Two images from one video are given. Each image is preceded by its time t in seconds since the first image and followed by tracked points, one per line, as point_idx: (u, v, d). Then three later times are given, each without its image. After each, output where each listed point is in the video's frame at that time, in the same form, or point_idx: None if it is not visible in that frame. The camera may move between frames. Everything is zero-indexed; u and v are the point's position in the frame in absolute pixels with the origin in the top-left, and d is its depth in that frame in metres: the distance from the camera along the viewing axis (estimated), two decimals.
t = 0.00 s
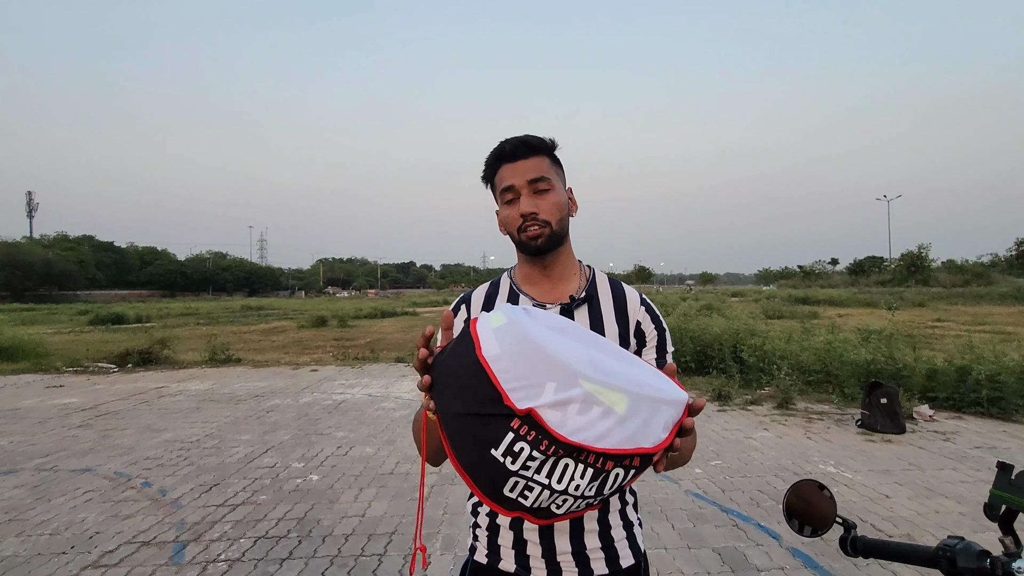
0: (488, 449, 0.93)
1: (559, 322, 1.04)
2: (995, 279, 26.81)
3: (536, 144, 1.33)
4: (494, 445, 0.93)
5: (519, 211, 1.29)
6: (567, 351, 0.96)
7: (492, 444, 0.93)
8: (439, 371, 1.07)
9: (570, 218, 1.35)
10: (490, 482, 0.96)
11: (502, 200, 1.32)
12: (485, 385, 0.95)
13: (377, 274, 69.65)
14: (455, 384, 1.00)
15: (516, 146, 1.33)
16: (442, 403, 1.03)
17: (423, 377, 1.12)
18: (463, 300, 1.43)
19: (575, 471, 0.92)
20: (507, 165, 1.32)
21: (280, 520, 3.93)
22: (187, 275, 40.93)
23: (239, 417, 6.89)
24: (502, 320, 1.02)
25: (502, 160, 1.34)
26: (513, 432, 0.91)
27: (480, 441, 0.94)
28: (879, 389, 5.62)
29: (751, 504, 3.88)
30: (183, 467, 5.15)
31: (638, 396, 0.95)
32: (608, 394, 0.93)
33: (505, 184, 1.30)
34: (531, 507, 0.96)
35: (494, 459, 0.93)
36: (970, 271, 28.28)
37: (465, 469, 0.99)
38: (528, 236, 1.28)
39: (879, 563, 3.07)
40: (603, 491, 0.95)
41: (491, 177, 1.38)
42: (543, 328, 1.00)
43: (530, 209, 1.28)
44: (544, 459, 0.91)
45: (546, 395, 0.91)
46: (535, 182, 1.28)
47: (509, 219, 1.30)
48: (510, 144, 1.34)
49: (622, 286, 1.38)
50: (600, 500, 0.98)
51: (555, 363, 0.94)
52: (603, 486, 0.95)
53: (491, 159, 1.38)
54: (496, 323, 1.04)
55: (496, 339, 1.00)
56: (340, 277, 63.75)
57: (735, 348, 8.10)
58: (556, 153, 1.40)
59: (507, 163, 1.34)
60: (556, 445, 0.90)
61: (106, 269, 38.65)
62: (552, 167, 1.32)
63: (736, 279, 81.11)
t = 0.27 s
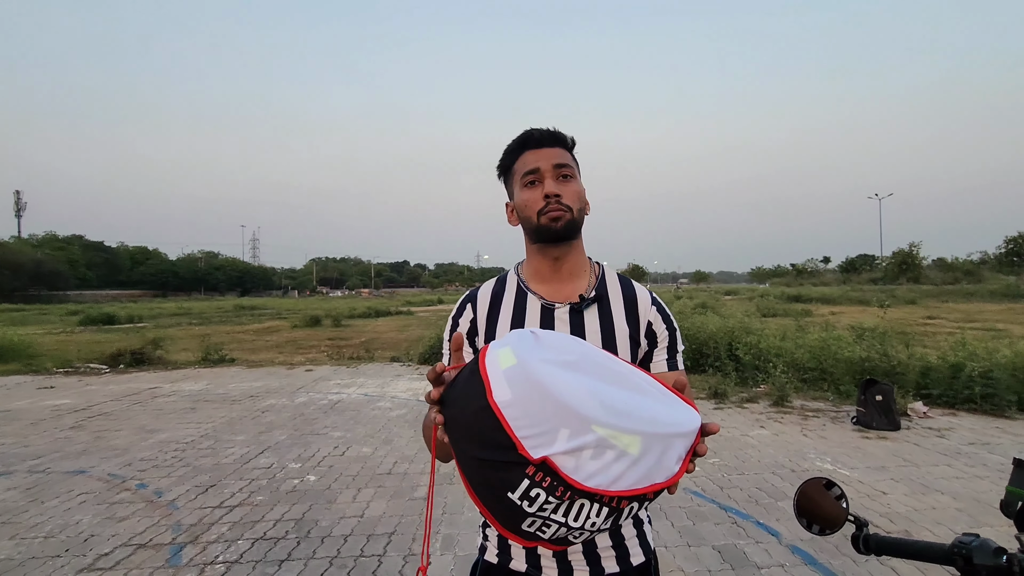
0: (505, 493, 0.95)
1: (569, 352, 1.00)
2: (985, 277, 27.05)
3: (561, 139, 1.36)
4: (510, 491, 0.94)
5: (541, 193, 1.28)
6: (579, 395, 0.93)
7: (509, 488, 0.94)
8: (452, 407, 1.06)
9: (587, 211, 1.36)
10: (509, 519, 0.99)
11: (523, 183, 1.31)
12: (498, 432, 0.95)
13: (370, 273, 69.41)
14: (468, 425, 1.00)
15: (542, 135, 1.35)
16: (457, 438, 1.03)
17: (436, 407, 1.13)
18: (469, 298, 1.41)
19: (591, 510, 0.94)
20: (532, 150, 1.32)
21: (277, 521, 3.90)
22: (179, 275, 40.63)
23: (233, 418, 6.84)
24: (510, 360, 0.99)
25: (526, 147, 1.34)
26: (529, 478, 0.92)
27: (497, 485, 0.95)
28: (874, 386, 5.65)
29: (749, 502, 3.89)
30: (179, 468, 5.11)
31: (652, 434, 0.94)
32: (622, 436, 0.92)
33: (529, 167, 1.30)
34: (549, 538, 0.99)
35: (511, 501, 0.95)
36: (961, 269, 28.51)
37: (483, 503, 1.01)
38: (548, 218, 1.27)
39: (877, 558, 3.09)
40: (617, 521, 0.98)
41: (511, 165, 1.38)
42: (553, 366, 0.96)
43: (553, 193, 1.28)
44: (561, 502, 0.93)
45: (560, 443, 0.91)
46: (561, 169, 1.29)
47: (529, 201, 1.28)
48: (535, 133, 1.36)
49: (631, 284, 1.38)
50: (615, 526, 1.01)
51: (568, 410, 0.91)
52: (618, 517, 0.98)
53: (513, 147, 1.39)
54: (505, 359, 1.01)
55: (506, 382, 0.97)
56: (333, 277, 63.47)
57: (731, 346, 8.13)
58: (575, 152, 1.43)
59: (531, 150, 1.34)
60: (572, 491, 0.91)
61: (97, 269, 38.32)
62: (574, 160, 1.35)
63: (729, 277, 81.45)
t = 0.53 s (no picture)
0: (513, 496, 0.95)
1: (565, 356, 1.00)
2: (970, 275, 27.40)
3: (578, 131, 1.34)
4: (517, 495, 0.94)
5: (554, 188, 1.27)
6: (578, 396, 0.93)
7: (517, 493, 0.94)
8: (453, 421, 1.06)
9: (598, 210, 1.35)
10: (519, 524, 0.98)
11: (536, 175, 1.29)
12: (502, 438, 0.94)
13: (360, 272, 69.08)
14: (471, 434, 1.00)
15: (560, 127, 1.33)
16: (460, 449, 1.03)
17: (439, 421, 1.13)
18: (472, 296, 1.41)
19: (598, 507, 0.94)
20: (547, 142, 1.31)
21: (271, 522, 3.87)
22: (167, 274, 40.21)
23: (225, 418, 6.78)
24: (508, 368, 0.99)
25: (542, 138, 1.32)
26: (535, 482, 0.92)
27: (504, 490, 0.95)
28: (864, 383, 5.70)
29: (743, 498, 3.91)
30: (170, 469, 5.06)
31: (651, 428, 0.94)
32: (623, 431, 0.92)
33: (544, 159, 1.29)
34: (560, 538, 0.99)
35: (520, 505, 0.95)
36: (947, 267, 28.84)
37: (493, 511, 1.01)
38: (559, 214, 1.26)
39: (871, 553, 3.12)
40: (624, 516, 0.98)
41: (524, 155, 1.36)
42: (550, 371, 0.96)
43: (567, 189, 1.26)
44: (568, 502, 0.93)
45: (563, 444, 0.91)
46: (576, 163, 1.28)
47: (541, 194, 1.27)
48: (552, 124, 1.34)
49: (636, 281, 1.38)
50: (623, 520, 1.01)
51: (568, 412, 0.92)
52: (625, 510, 0.98)
53: (527, 136, 1.37)
54: (503, 368, 1.01)
55: (505, 390, 0.97)
56: (324, 276, 63.12)
57: (723, 344, 8.18)
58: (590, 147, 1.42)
59: (546, 142, 1.33)
60: (578, 489, 0.91)
61: (82, 268, 37.83)
62: (589, 156, 1.33)
63: (719, 276, 81.93)
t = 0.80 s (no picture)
0: (513, 511, 0.95)
1: (562, 368, 1.00)
2: (956, 274, 27.74)
3: (591, 132, 1.33)
4: (518, 510, 0.94)
5: (563, 193, 1.27)
6: (576, 412, 0.92)
7: (517, 506, 0.94)
8: (455, 431, 1.06)
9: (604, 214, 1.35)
10: (520, 535, 0.99)
11: (545, 176, 1.29)
12: (500, 455, 0.94)
13: (351, 271, 68.77)
14: (473, 449, 0.99)
15: (573, 128, 1.32)
16: (462, 460, 1.03)
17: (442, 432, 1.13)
18: (474, 296, 1.41)
19: (596, 520, 0.94)
20: (560, 143, 1.29)
21: (265, 523, 3.85)
22: (155, 273, 39.81)
23: (215, 418, 6.73)
24: (505, 383, 0.98)
25: (554, 138, 1.31)
26: (534, 496, 0.92)
27: (505, 505, 0.95)
28: (855, 381, 5.76)
29: (736, 496, 3.94)
30: (160, 471, 5.01)
31: (649, 441, 0.93)
32: (620, 447, 0.92)
33: (555, 162, 1.28)
34: (561, 547, 1.00)
35: (519, 518, 0.95)
36: (933, 267, 29.18)
37: (494, 521, 1.02)
38: (567, 220, 1.27)
39: (863, 550, 3.16)
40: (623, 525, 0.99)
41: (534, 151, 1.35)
42: (548, 386, 0.96)
43: (575, 195, 1.27)
44: (567, 515, 0.93)
45: (561, 459, 0.91)
46: (587, 170, 1.27)
47: (550, 198, 1.27)
48: (566, 124, 1.32)
49: (639, 281, 1.39)
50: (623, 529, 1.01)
51: (565, 429, 0.91)
52: (623, 521, 0.98)
53: (540, 131, 1.35)
54: (501, 383, 1.00)
55: (504, 404, 0.97)
56: (314, 275, 62.76)
57: (715, 343, 8.22)
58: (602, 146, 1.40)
59: (558, 143, 1.31)
60: (576, 504, 0.91)
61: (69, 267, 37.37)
62: (600, 160, 1.33)
63: (709, 275, 82.44)
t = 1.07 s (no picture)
0: (493, 514, 0.95)
1: (571, 383, 0.97)
2: (944, 274, 28.04)
3: (584, 139, 1.25)
4: (498, 515, 0.94)
5: (552, 215, 1.26)
6: (575, 434, 0.90)
7: (497, 511, 0.95)
8: (452, 420, 1.05)
9: (604, 220, 1.32)
10: (494, 536, 0.99)
11: (537, 196, 1.28)
12: (491, 459, 0.93)
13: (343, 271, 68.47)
14: (466, 443, 0.99)
15: (563, 138, 1.25)
16: (452, 451, 1.03)
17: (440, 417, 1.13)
18: (480, 290, 1.42)
19: (573, 543, 0.94)
20: (548, 161, 1.25)
21: (258, 523, 3.82)
22: (143, 273, 39.42)
23: (207, 418, 6.68)
24: (511, 387, 0.96)
25: (544, 151, 1.26)
26: (515, 507, 0.92)
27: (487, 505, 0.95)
28: (846, 379, 5.80)
29: (730, 494, 3.96)
30: (151, 471, 4.96)
31: (644, 480, 0.91)
32: (613, 481, 0.90)
33: (544, 183, 1.25)
34: (533, 557, 1.00)
35: (497, 522, 0.96)
36: (922, 267, 29.47)
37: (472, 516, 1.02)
38: (557, 243, 1.27)
39: (855, 547, 3.19)
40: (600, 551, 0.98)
41: (529, 162, 1.32)
42: (554, 401, 0.93)
43: (565, 217, 1.25)
44: (544, 532, 0.93)
45: (549, 481, 0.90)
46: (576, 189, 1.24)
47: (540, 220, 1.28)
48: (555, 135, 1.26)
49: (644, 282, 1.40)
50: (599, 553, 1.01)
51: (561, 449, 0.89)
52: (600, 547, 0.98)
53: (533, 138, 1.30)
54: (506, 384, 0.98)
55: (504, 408, 0.95)
56: (305, 274, 62.42)
57: (707, 343, 8.27)
58: (603, 142, 1.33)
59: (549, 156, 1.27)
60: (556, 527, 0.91)
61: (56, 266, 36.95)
62: (596, 168, 1.27)
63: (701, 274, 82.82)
